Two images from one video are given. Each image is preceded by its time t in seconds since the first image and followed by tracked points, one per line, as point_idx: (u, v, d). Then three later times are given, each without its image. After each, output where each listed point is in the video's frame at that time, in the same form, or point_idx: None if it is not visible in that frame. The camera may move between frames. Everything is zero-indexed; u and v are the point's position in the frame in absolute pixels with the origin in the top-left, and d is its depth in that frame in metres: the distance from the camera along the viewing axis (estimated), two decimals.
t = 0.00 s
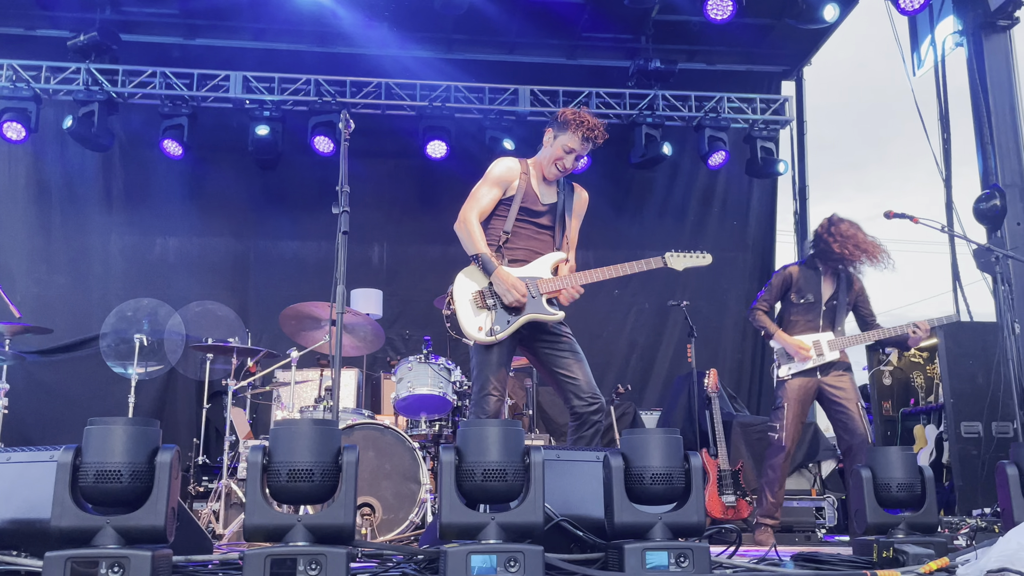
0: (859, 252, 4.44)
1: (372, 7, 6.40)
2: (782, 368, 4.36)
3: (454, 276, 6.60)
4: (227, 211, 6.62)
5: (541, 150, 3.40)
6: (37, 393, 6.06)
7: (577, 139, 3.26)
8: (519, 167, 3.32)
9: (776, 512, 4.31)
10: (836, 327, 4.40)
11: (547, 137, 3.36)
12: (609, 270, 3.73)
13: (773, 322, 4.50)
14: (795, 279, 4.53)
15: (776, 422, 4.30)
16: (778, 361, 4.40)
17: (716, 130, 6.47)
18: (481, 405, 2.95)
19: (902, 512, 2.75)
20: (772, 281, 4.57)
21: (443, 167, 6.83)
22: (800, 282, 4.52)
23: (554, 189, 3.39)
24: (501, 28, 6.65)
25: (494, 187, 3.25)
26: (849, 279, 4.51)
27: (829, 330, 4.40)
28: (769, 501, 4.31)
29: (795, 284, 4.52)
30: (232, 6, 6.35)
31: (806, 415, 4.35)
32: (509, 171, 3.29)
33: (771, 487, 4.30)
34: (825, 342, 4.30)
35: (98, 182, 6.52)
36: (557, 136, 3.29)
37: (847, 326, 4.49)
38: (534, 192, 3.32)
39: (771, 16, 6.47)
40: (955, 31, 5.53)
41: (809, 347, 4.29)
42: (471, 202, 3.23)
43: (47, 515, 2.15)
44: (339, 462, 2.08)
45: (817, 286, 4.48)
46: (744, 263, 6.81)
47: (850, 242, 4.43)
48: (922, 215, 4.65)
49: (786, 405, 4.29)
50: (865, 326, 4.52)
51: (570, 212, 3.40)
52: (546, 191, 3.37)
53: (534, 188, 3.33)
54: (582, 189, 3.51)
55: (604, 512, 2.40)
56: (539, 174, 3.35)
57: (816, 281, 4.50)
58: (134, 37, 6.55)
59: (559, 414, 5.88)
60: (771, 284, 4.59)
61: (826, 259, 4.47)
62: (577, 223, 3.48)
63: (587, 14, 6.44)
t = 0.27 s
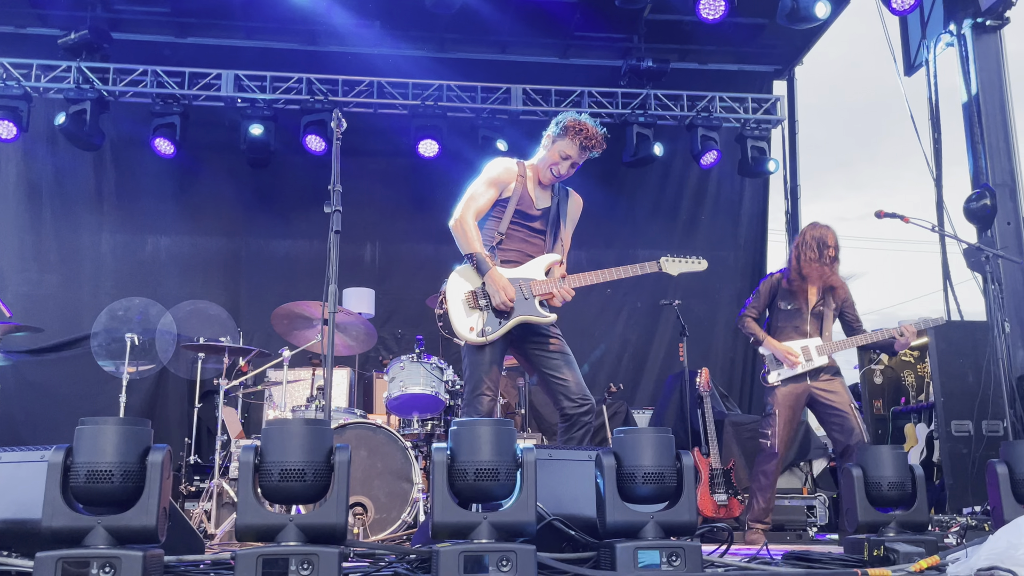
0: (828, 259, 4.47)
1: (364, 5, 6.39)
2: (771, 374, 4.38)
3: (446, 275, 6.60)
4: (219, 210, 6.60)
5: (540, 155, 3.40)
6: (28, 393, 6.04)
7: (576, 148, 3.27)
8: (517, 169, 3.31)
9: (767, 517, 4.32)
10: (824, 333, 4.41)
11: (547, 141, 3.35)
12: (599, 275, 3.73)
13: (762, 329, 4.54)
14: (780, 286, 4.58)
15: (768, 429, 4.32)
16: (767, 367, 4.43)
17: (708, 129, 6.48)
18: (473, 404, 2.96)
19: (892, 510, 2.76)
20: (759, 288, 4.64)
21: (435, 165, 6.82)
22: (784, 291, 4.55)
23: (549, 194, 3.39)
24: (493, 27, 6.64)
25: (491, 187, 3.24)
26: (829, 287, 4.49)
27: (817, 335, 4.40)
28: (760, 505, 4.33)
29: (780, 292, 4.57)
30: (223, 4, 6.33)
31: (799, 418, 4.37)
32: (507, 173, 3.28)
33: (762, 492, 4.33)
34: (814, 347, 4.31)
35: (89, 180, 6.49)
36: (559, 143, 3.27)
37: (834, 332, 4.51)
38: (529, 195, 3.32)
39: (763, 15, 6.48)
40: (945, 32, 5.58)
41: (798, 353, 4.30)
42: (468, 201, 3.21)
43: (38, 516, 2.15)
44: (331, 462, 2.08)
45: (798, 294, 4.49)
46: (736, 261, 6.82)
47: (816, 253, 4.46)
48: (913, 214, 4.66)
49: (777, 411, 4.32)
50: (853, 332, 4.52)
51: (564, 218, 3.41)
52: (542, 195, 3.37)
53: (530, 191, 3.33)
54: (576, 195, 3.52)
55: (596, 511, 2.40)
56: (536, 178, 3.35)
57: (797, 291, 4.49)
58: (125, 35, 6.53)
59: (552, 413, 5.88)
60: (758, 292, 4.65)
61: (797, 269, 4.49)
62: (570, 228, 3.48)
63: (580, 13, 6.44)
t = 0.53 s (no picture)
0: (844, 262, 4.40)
1: (358, 5, 6.39)
2: (769, 375, 4.40)
3: (440, 275, 6.60)
4: (213, 209, 6.58)
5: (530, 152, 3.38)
6: (20, 393, 6.02)
7: (564, 145, 3.23)
8: (507, 168, 3.31)
9: (766, 515, 4.34)
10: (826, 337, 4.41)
11: (536, 138, 3.33)
12: (592, 271, 3.73)
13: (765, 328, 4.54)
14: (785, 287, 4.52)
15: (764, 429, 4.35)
16: (765, 367, 4.45)
17: (702, 129, 6.49)
18: (467, 403, 2.96)
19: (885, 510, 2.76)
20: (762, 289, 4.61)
21: (429, 165, 6.82)
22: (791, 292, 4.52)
23: (540, 191, 3.38)
24: (486, 27, 6.65)
25: (482, 187, 3.22)
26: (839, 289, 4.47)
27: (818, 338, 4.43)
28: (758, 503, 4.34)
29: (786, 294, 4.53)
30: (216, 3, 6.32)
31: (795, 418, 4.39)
32: (497, 172, 3.27)
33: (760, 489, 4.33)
34: (814, 351, 4.31)
35: (81, 179, 6.47)
36: (548, 139, 3.26)
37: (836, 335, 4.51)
38: (520, 194, 3.31)
39: (756, 15, 6.50)
40: (938, 31, 5.61)
41: (797, 356, 4.32)
42: (460, 201, 3.19)
43: (30, 516, 2.13)
44: (325, 462, 2.08)
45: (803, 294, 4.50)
46: (730, 261, 6.83)
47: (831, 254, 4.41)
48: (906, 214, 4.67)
49: (774, 410, 4.34)
50: (857, 336, 4.51)
51: (556, 215, 3.40)
52: (533, 194, 3.36)
53: (521, 189, 3.33)
54: (569, 191, 3.49)
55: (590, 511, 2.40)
56: (527, 176, 3.34)
57: (807, 292, 4.50)
58: (118, 34, 6.51)
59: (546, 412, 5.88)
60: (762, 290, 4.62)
61: (804, 266, 4.44)
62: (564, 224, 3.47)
63: (573, 12, 6.44)
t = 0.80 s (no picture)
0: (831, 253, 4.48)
1: (353, 4, 6.38)
2: (757, 366, 4.40)
3: (435, 274, 6.60)
4: (208, 209, 6.57)
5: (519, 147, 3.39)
6: (15, 393, 6.01)
7: (553, 135, 3.24)
8: (494, 166, 3.31)
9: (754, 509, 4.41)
10: (811, 326, 4.44)
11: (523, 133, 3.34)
12: (586, 267, 3.72)
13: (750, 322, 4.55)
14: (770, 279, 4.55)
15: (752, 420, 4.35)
16: (753, 359, 4.44)
17: (697, 129, 6.50)
18: (464, 403, 2.97)
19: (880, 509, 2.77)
20: (748, 281, 4.62)
21: (424, 164, 6.81)
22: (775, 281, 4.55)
23: (530, 186, 3.39)
24: (482, 26, 6.64)
25: (470, 187, 3.25)
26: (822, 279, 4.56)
27: (804, 328, 4.43)
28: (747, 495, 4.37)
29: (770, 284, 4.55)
30: (211, 2, 6.31)
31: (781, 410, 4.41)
32: (484, 170, 3.28)
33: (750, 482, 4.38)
34: (800, 340, 4.35)
35: (76, 178, 6.46)
36: (534, 131, 3.27)
37: (822, 325, 4.53)
38: (510, 191, 3.31)
39: (751, 15, 6.50)
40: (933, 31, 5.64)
41: (784, 344, 4.34)
42: (449, 203, 3.22)
43: (24, 516, 2.14)
44: (320, 461, 2.08)
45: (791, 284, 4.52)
46: (725, 261, 6.84)
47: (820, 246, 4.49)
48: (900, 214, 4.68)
49: (762, 404, 4.34)
50: (840, 326, 4.55)
51: (548, 209, 3.40)
52: (523, 188, 3.36)
53: (510, 185, 3.33)
54: (560, 185, 3.50)
55: (585, 510, 2.41)
56: (515, 172, 3.34)
57: (792, 281, 4.53)
58: (113, 33, 6.50)
59: (542, 411, 5.89)
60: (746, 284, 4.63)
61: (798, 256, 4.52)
62: (557, 219, 3.47)
63: (569, 12, 6.44)
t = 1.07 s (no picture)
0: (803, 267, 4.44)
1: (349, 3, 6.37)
2: (748, 378, 4.37)
3: (433, 273, 6.59)
4: (205, 208, 6.57)
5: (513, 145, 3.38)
6: (11, 392, 6.00)
7: (546, 131, 3.22)
8: (488, 166, 3.31)
9: (751, 517, 4.39)
10: (798, 334, 4.45)
11: (516, 131, 3.33)
12: (581, 266, 3.70)
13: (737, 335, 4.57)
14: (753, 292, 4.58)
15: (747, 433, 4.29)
16: (743, 371, 4.43)
17: (694, 128, 6.51)
18: (460, 404, 2.96)
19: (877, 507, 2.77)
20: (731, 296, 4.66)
21: (421, 163, 6.81)
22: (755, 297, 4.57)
23: (525, 183, 3.38)
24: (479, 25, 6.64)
25: (464, 187, 3.24)
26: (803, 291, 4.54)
27: (791, 337, 4.44)
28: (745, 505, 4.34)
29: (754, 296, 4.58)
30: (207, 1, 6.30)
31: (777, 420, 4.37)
32: (478, 170, 3.28)
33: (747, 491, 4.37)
34: (789, 349, 4.35)
35: (72, 178, 6.45)
36: (528, 128, 3.25)
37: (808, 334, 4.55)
38: (505, 189, 3.30)
39: (748, 14, 6.51)
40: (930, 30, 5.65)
41: (772, 354, 4.34)
42: (443, 203, 3.23)
43: (21, 516, 2.13)
44: (317, 460, 2.07)
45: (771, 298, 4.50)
46: (722, 260, 6.84)
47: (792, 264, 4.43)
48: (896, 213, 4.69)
49: (756, 415, 4.31)
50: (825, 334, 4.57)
51: (543, 206, 3.39)
52: (518, 186, 3.35)
53: (505, 184, 3.32)
54: (556, 181, 3.49)
55: (582, 509, 2.41)
56: (509, 170, 3.33)
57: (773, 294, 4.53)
58: (109, 32, 6.49)
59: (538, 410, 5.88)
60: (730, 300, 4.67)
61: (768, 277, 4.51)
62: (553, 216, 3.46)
63: (566, 11, 6.44)
